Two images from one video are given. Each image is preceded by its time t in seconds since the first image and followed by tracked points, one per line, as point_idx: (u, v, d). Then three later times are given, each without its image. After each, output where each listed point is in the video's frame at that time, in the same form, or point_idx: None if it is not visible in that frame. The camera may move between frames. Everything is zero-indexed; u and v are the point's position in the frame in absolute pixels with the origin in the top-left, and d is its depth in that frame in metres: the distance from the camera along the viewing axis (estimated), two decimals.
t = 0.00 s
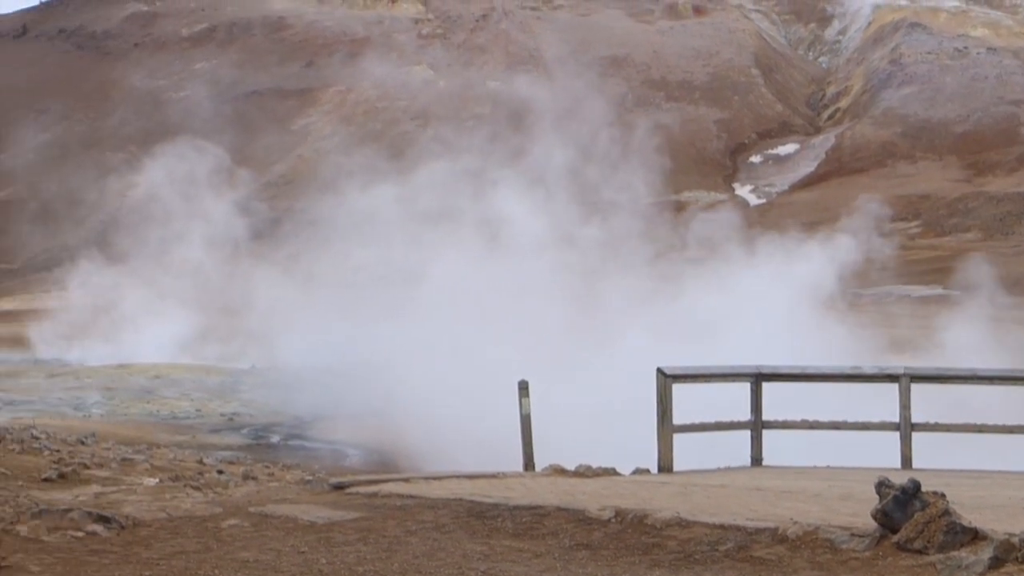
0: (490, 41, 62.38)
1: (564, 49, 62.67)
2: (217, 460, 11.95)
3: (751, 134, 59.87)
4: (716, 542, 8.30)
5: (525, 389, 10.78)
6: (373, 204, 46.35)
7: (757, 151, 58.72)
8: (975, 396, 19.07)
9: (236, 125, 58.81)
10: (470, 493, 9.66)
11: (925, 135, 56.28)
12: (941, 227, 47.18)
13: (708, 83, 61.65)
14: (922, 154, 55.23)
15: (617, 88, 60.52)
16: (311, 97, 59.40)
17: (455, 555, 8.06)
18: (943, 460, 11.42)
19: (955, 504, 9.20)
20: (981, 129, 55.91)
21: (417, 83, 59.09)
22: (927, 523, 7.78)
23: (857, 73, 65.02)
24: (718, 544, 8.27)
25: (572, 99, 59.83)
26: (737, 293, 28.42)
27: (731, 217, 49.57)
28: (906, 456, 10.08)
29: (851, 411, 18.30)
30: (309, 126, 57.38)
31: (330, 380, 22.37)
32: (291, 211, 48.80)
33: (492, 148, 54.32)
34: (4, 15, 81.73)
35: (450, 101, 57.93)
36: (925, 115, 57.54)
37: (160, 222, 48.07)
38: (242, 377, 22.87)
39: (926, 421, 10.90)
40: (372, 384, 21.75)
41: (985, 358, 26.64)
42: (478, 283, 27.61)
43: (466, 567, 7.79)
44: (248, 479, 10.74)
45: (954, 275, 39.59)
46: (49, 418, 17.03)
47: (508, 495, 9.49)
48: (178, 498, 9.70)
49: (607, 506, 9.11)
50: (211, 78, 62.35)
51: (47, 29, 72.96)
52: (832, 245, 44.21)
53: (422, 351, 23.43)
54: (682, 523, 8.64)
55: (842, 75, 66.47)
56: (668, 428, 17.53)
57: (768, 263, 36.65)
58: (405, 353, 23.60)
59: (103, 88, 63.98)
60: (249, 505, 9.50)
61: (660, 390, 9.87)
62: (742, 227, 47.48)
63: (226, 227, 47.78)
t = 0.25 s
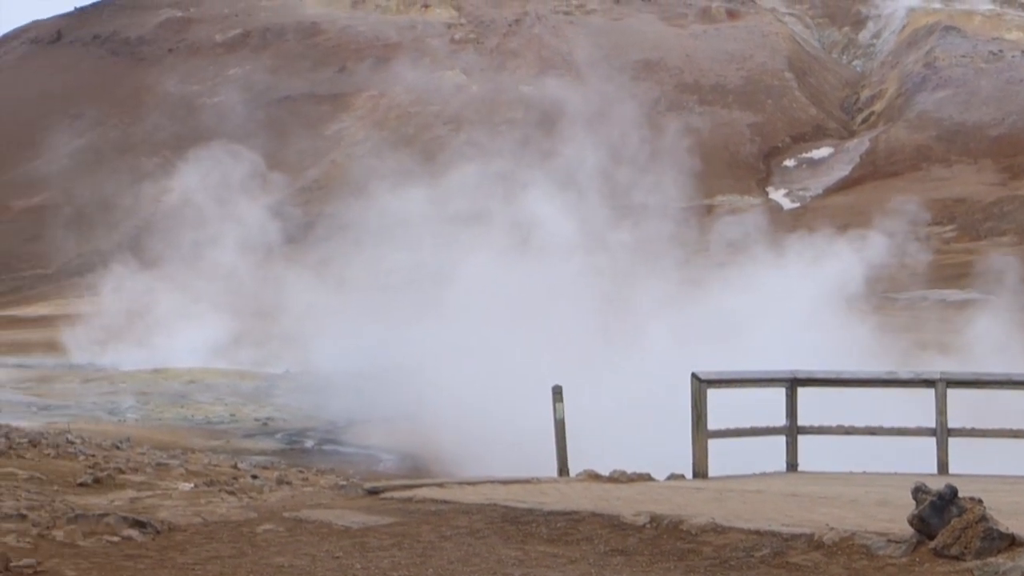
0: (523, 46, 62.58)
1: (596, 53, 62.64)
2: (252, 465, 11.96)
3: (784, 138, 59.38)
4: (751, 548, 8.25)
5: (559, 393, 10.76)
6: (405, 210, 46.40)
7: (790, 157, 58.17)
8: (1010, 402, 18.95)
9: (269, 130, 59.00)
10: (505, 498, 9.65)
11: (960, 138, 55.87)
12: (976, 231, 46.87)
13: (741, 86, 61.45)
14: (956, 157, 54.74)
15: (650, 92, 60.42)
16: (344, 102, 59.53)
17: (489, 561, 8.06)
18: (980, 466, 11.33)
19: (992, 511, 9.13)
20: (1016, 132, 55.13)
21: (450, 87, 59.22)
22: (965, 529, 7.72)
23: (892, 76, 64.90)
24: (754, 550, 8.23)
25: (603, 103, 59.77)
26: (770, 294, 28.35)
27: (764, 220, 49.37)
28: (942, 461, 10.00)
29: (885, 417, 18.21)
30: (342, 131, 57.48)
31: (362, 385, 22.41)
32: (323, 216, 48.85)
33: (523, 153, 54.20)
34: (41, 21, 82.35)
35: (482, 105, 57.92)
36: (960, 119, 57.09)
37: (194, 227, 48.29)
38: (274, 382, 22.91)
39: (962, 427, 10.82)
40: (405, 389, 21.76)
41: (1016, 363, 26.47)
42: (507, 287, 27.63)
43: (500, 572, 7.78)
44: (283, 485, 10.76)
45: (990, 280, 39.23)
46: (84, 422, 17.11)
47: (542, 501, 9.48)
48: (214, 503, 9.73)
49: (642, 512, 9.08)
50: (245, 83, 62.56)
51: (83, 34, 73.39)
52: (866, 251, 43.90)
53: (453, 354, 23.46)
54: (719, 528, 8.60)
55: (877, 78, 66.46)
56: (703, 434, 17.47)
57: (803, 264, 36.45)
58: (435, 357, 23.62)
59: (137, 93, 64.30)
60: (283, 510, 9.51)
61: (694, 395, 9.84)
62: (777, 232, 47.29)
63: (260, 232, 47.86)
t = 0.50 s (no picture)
0: (558, 52, 62.61)
1: (632, 58, 62.53)
2: (288, 470, 11.97)
3: (822, 142, 58.73)
4: (789, 554, 8.18)
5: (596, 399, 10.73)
6: (439, 216, 46.41)
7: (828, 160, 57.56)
8: None
9: (305, 136, 59.13)
10: (542, 504, 9.63)
11: (999, 144, 55.44)
12: (1014, 236, 46.41)
13: (778, 91, 61.14)
14: (995, 162, 54.30)
15: (686, 97, 60.27)
16: (380, 108, 59.64)
17: (526, 566, 8.03)
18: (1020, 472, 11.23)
19: None
20: None
21: (487, 92, 59.29)
22: (1003, 535, 7.63)
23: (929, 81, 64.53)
24: (792, 556, 8.16)
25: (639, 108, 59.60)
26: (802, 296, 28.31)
27: (799, 226, 49.06)
28: (981, 467, 9.93)
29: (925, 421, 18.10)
30: (378, 136, 57.57)
31: (397, 390, 22.43)
32: (358, 221, 48.86)
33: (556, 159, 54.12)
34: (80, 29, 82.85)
35: (517, 111, 57.92)
36: (998, 124, 56.68)
37: (230, 233, 48.42)
38: (310, 387, 22.97)
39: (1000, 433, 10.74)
40: (440, 394, 21.79)
41: None
42: (539, 292, 27.66)
43: None
44: (319, 489, 10.76)
45: None
46: (121, 427, 17.19)
47: (579, 506, 9.46)
48: (250, 508, 9.74)
49: (679, 518, 9.04)
50: (281, 89, 62.77)
51: (121, 41, 73.78)
52: (902, 258, 43.50)
53: (487, 359, 23.47)
54: (756, 534, 8.56)
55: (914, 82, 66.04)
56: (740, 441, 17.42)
57: (839, 267, 36.20)
58: (470, 362, 23.65)
59: (175, 99, 64.62)
60: (320, 515, 9.52)
61: (732, 401, 9.79)
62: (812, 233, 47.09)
63: (295, 238, 47.93)
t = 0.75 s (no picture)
0: (594, 56, 62.56)
1: (668, 63, 62.43)
2: (324, 474, 12.01)
3: (858, 146, 58.30)
4: (826, 559, 8.13)
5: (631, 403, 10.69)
6: (472, 221, 46.40)
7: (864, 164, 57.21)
8: None
9: (340, 141, 59.24)
10: (578, 508, 9.63)
11: None
12: None
13: (815, 95, 60.70)
14: None
15: (722, 101, 60.11)
16: (416, 112, 59.74)
17: (563, 571, 8.02)
18: None
19: None
20: None
21: (522, 96, 59.32)
22: None
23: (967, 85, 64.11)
24: (828, 561, 8.11)
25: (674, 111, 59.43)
26: (834, 300, 28.27)
27: (833, 228, 48.82)
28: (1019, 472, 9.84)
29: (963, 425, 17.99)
30: (413, 141, 57.63)
31: (431, 394, 22.47)
32: (392, 225, 48.85)
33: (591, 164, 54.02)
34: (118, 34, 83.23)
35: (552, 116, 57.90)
36: None
37: (265, 236, 48.55)
38: (345, 390, 23.02)
39: None
40: (474, 397, 21.84)
41: None
42: (571, 297, 27.70)
43: None
44: (355, 494, 10.78)
45: None
46: (158, 431, 17.27)
47: (615, 511, 9.44)
48: (286, 512, 9.77)
49: (715, 522, 9.01)
50: (317, 94, 62.97)
51: (158, 46, 74.09)
52: (938, 264, 43.16)
53: (520, 364, 23.49)
54: (793, 539, 8.52)
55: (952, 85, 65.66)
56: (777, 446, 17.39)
57: (873, 271, 35.99)
58: (503, 366, 23.68)
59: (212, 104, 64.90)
60: (356, 519, 9.53)
61: (768, 406, 9.75)
62: (845, 238, 46.76)
63: (329, 243, 48.00)
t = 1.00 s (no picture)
0: (626, 59, 62.44)
1: (700, 67, 62.27)
2: (356, 477, 12.01)
3: (891, 149, 57.91)
4: (860, 564, 8.07)
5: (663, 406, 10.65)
6: (502, 226, 46.34)
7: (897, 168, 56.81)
8: None
9: (372, 145, 59.30)
10: (612, 512, 9.61)
11: None
12: None
13: (848, 97, 60.19)
14: None
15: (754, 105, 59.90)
16: (447, 116, 59.75)
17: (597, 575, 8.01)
18: None
19: None
20: None
21: (554, 99, 59.26)
22: None
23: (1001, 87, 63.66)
24: (862, 565, 8.05)
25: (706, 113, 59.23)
26: (862, 305, 28.28)
27: (864, 230, 48.50)
28: None
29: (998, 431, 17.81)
30: (444, 144, 57.63)
31: (463, 397, 22.45)
32: (421, 229, 48.82)
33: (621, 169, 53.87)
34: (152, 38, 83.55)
35: (583, 120, 57.85)
36: None
37: (296, 241, 48.62)
38: (376, 395, 23.01)
39: None
40: (506, 401, 21.81)
41: None
42: (601, 303, 27.69)
43: None
44: (388, 497, 10.78)
45: None
46: (191, 434, 17.32)
47: (648, 515, 9.42)
48: (319, 515, 9.78)
49: (749, 526, 8.98)
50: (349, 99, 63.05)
51: (191, 49, 74.33)
52: (970, 267, 42.78)
53: (551, 367, 23.46)
54: (827, 543, 8.48)
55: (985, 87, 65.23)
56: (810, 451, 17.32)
57: (900, 278, 35.82)
58: (534, 370, 23.66)
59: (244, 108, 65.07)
60: (389, 522, 9.54)
61: (801, 410, 9.69)
62: (876, 242, 46.49)
63: (360, 248, 48.03)
